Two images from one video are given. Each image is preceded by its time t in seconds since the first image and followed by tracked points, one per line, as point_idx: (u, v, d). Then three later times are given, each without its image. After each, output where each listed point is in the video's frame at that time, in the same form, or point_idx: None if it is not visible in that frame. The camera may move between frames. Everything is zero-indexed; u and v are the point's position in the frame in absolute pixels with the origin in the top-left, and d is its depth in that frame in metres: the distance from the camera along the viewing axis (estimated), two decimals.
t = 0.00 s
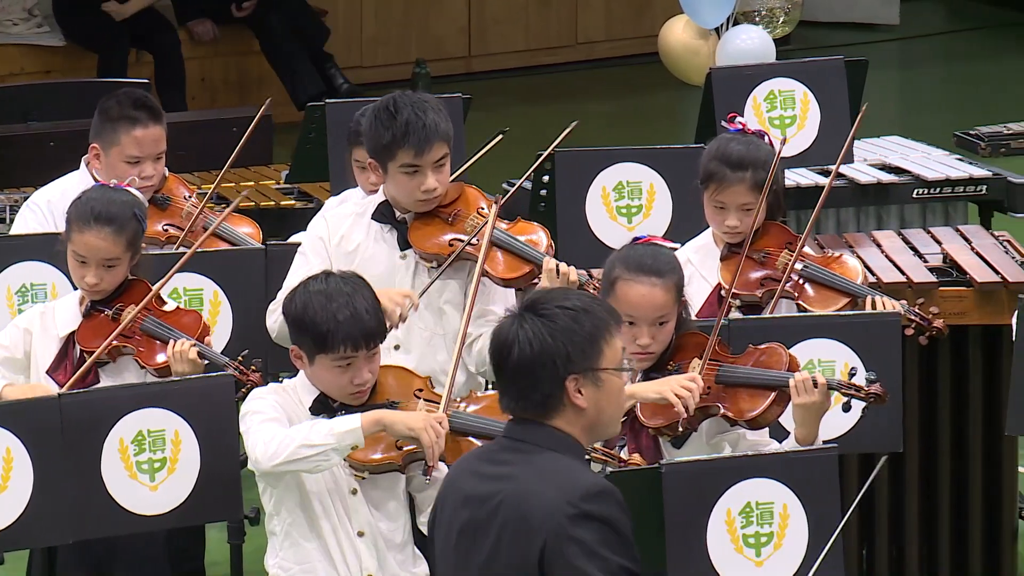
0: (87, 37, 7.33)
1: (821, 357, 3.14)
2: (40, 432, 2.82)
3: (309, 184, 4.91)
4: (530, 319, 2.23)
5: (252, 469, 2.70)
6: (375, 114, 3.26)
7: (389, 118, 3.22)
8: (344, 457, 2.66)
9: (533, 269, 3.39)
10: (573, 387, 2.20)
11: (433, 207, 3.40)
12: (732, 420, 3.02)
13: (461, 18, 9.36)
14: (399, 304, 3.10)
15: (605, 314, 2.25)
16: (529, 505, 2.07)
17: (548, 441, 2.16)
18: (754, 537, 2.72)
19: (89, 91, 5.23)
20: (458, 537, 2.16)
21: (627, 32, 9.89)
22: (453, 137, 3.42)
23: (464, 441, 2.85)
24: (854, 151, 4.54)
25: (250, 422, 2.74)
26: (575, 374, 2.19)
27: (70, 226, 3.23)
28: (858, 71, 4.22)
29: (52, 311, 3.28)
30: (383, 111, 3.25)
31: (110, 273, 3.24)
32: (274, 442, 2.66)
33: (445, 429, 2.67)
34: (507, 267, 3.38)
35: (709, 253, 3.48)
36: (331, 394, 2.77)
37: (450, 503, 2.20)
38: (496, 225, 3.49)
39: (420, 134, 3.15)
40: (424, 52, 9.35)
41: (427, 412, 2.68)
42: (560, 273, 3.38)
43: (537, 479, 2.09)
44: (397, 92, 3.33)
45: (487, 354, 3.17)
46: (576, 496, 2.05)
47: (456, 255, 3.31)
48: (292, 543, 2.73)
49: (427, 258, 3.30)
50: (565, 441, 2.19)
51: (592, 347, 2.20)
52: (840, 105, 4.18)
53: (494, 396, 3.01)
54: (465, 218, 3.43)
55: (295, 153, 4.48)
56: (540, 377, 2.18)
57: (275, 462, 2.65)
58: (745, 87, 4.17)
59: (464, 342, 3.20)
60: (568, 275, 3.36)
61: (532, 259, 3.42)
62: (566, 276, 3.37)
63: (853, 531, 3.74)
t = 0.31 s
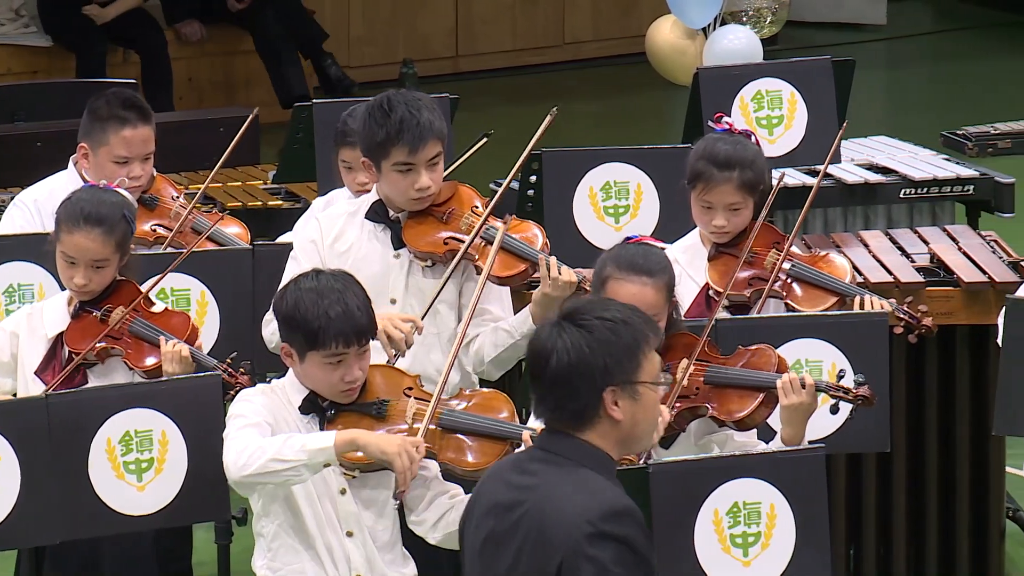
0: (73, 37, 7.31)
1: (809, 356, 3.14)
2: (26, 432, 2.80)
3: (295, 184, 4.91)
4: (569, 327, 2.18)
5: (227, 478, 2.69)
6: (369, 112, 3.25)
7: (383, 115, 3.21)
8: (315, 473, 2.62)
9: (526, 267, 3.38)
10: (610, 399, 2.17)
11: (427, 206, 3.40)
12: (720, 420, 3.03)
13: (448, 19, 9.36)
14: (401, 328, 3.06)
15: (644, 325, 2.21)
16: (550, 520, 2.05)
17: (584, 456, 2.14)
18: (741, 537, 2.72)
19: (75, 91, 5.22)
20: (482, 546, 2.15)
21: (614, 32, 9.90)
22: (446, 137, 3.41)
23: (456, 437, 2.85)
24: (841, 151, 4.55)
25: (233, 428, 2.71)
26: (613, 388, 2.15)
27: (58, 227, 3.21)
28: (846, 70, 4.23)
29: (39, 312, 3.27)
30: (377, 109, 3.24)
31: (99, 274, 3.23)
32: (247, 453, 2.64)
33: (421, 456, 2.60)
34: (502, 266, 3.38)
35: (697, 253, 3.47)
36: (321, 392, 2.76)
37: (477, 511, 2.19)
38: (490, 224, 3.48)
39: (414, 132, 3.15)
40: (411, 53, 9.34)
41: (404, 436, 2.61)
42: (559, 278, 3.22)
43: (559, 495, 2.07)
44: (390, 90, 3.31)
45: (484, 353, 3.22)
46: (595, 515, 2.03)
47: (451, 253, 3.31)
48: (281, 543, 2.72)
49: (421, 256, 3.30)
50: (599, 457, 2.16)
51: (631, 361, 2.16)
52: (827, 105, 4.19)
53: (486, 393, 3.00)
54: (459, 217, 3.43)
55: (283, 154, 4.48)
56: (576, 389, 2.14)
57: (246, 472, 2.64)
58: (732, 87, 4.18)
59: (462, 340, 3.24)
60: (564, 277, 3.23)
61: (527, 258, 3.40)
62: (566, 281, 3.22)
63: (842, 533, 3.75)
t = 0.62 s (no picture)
0: (59, 37, 7.29)
1: (795, 357, 3.13)
2: (13, 434, 2.77)
3: (282, 184, 4.90)
4: (631, 338, 2.17)
5: (225, 472, 2.67)
6: (358, 114, 3.24)
7: (372, 117, 3.21)
8: (316, 458, 2.62)
9: (518, 268, 3.31)
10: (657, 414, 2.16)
11: (417, 207, 3.36)
12: (704, 419, 3.02)
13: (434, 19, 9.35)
14: (400, 307, 3.09)
15: (688, 345, 2.24)
16: (575, 533, 2.06)
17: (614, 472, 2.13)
18: (728, 537, 2.72)
19: (60, 91, 5.20)
20: (504, 551, 2.16)
21: (601, 32, 9.90)
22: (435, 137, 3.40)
23: (444, 436, 2.83)
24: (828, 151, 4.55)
25: (224, 424, 2.71)
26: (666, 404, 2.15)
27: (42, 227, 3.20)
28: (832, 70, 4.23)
29: (26, 311, 3.28)
30: (366, 110, 3.24)
31: (84, 273, 3.21)
32: (246, 445, 2.63)
33: (417, 429, 2.62)
34: (493, 267, 3.32)
35: (683, 252, 3.48)
36: (307, 390, 2.74)
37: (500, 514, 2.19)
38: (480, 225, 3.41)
39: (403, 134, 3.14)
40: (398, 53, 9.34)
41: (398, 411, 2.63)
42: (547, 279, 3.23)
43: (587, 504, 2.08)
44: (380, 91, 3.31)
45: (474, 354, 3.22)
46: (618, 528, 2.04)
47: (440, 254, 3.28)
48: (266, 542, 2.72)
49: (411, 258, 3.29)
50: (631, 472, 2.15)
51: (684, 377, 2.18)
52: (813, 105, 4.19)
53: (473, 393, 2.98)
54: (449, 217, 3.37)
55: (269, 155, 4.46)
56: (633, 402, 2.13)
57: (247, 464, 2.62)
58: (718, 87, 4.18)
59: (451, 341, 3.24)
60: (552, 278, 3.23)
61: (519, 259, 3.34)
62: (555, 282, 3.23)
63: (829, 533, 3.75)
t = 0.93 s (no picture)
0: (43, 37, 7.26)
1: (780, 357, 3.13)
2: None
3: (267, 184, 4.89)
4: (657, 350, 2.17)
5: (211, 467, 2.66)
6: (348, 113, 3.24)
7: (362, 116, 3.20)
8: (304, 452, 2.61)
9: (504, 268, 3.34)
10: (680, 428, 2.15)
11: (405, 207, 3.36)
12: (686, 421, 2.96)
13: (419, 19, 9.34)
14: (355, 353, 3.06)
15: (718, 362, 2.23)
16: (594, 541, 2.05)
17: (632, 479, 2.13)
18: (713, 537, 2.74)
19: (45, 92, 5.19)
20: (520, 551, 2.16)
21: (586, 32, 9.90)
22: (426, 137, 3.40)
23: (428, 437, 2.83)
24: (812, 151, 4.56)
25: (211, 420, 2.71)
26: (689, 418, 2.14)
27: (28, 229, 3.18)
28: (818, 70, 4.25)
29: (10, 312, 3.25)
30: (357, 110, 3.23)
31: (69, 276, 3.20)
32: (234, 438, 2.62)
33: (406, 426, 2.63)
34: (479, 268, 3.33)
35: (668, 253, 3.48)
36: (292, 391, 2.73)
37: (518, 513, 2.18)
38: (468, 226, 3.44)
39: (391, 133, 3.13)
40: (382, 53, 9.33)
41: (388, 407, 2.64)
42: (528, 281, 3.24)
43: (607, 512, 2.07)
44: (371, 91, 3.30)
45: (459, 356, 3.20)
46: (638, 541, 2.02)
47: (428, 255, 3.27)
48: (252, 542, 2.70)
49: (400, 258, 3.27)
50: (649, 481, 2.14)
51: (710, 393, 2.17)
52: (797, 105, 4.20)
53: (458, 393, 2.97)
54: (437, 219, 3.37)
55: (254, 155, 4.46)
56: (655, 414, 2.12)
57: (235, 458, 2.61)
58: (703, 87, 4.18)
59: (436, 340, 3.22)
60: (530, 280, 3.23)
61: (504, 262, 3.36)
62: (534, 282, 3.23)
63: (815, 532, 3.75)
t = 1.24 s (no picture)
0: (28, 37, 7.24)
1: (767, 357, 3.12)
2: None
3: (253, 184, 4.87)
4: (662, 351, 2.17)
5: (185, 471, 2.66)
6: (341, 112, 3.23)
7: (355, 115, 3.20)
8: (273, 467, 2.60)
9: (495, 269, 3.34)
10: (667, 432, 2.12)
11: (397, 207, 3.38)
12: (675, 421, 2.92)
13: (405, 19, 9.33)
14: (367, 311, 3.07)
15: (731, 377, 2.14)
16: (575, 535, 2.05)
17: (631, 477, 2.11)
18: (700, 537, 2.85)
19: (30, 93, 5.17)
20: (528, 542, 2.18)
21: (572, 32, 9.90)
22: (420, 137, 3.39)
23: (414, 438, 2.82)
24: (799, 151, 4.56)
25: (190, 423, 2.69)
26: (667, 420, 2.11)
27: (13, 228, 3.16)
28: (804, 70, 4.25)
29: None
30: (350, 108, 3.23)
31: (54, 274, 3.18)
32: (204, 443, 2.62)
33: (380, 454, 2.56)
34: (470, 269, 3.34)
35: (655, 253, 3.48)
36: (279, 392, 2.73)
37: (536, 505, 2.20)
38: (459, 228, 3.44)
39: (384, 132, 3.13)
40: (369, 53, 9.31)
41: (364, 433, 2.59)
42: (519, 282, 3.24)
43: (590, 507, 2.07)
44: (364, 90, 3.30)
45: (448, 356, 3.20)
46: (615, 540, 2.01)
47: (418, 256, 3.28)
48: (238, 544, 2.69)
49: (391, 259, 3.27)
50: (651, 483, 2.12)
51: (702, 405, 2.10)
52: (783, 105, 4.20)
53: (444, 396, 2.96)
54: (428, 219, 3.39)
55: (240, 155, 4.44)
56: (636, 409, 2.13)
57: (201, 463, 2.61)
58: (690, 87, 4.18)
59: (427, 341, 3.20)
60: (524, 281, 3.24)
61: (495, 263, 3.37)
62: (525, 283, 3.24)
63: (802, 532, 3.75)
